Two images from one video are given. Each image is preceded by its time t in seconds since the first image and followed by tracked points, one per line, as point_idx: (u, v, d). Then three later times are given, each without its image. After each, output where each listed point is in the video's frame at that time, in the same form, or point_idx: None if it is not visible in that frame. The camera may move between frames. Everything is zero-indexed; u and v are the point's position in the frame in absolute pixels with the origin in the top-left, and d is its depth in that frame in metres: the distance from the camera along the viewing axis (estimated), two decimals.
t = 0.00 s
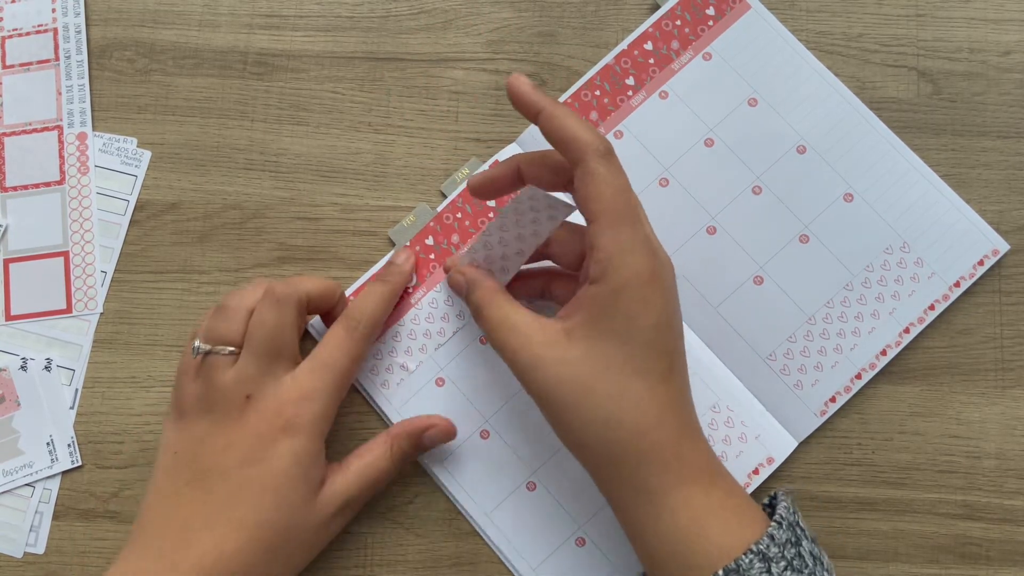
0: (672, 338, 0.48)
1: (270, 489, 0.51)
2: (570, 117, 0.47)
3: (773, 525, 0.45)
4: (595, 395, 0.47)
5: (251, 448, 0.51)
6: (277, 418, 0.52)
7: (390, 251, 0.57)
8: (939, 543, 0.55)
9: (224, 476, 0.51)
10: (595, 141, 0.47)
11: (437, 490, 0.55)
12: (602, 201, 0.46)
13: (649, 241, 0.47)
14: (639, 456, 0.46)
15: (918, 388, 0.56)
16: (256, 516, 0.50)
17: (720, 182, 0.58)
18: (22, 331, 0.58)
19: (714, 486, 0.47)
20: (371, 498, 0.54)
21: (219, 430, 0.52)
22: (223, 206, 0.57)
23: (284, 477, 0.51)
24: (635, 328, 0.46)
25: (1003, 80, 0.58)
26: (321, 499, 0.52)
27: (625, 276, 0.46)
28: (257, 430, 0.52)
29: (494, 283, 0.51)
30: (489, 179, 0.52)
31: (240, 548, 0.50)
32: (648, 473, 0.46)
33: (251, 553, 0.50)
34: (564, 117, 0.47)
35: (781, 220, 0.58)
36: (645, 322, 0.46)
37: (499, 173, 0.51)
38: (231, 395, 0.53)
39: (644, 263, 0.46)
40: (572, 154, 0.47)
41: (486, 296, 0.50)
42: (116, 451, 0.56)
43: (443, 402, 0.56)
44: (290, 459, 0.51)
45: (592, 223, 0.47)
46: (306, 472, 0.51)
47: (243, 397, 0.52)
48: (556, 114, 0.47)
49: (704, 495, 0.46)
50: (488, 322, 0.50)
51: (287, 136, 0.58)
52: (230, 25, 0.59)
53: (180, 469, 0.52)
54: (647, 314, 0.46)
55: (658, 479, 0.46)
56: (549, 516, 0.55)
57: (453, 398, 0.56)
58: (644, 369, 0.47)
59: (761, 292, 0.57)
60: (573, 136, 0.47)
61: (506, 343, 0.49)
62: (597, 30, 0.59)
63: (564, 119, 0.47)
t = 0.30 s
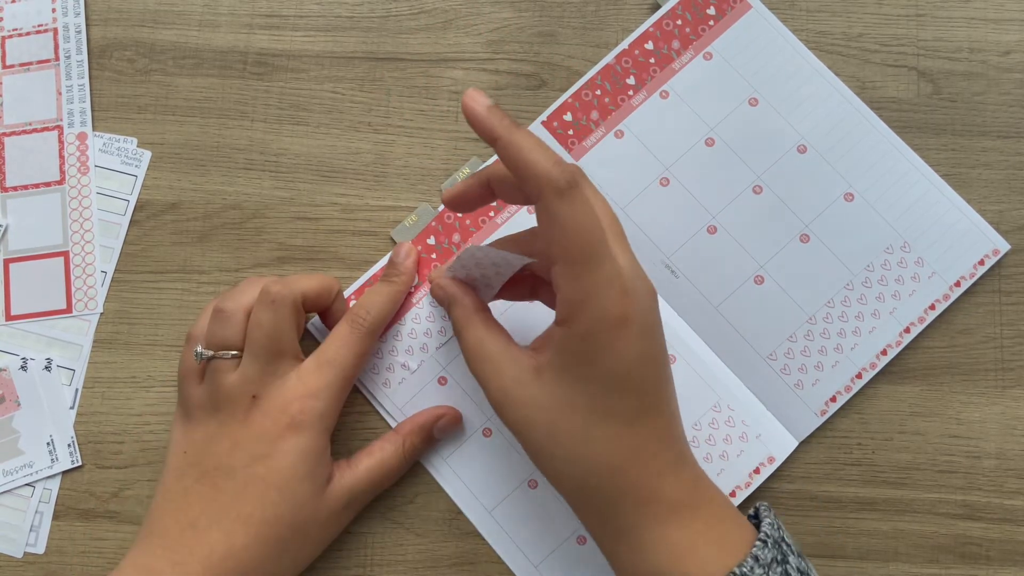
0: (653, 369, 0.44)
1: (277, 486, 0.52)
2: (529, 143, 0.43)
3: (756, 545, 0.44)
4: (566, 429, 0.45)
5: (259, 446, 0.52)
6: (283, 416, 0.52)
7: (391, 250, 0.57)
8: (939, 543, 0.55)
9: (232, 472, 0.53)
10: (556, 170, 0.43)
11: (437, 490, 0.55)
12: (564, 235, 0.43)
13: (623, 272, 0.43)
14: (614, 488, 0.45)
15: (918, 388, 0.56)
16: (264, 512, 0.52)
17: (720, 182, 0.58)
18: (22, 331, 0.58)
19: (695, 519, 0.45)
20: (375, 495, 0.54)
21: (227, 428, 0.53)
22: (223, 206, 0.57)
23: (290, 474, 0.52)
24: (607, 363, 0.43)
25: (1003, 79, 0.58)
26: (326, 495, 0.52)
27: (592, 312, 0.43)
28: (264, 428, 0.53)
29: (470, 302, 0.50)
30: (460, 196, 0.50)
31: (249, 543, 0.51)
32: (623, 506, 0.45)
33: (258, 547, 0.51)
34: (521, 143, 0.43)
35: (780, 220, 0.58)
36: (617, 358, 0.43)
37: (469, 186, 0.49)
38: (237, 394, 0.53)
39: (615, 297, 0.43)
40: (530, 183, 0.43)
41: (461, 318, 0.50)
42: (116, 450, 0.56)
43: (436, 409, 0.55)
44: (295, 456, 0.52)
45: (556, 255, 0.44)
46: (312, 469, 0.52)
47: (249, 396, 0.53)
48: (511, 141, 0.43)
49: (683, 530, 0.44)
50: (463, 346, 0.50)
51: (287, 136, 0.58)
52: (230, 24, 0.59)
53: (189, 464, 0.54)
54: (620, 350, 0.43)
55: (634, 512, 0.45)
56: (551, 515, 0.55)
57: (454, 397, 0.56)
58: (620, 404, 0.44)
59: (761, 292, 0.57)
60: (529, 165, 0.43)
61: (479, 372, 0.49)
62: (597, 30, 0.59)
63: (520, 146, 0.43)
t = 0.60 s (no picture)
0: (652, 395, 0.41)
1: (277, 486, 0.52)
2: (521, 158, 0.39)
3: (755, 563, 0.43)
4: (559, 456, 0.42)
5: (258, 447, 0.53)
6: (282, 417, 0.52)
7: (391, 249, 0.57)
8: (939, 543, 0.55)
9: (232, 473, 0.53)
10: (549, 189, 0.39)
11: (437, 490, 0.55)
12: (555, 259, 0.39)
13: (619, 297, 0.40)
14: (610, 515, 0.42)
15: (918, 388, 0.56)
16: (264, 512, 0.52)
17: (720, 181, 0.58)
18: (22, 331, 0.58)
19: (694, 546, 0.43)
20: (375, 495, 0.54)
21: (226, 429, 0.53)
22: (223, 206, 0.57)
23: (289, 474, 0.52)
24: (601, 391, 0.40)
25: (1003, 79, 0.58)
26: (326, 495, 0.52)
27: (586, 339, 0.40)
28: (263, 428, 0.53)
29: (457, 316, 0.47)
30: (447, 206, 0.48)
31: (249, 542, 0.51)
32: (619, 533, 0.43)
33: (258, 547, 0.51)
34: (512, 160, 0.39)
35: (781, 220, 0.58)
36: (613, 386, 0.40)
37: (459, 199, 0.48)
38: (236, 394, 0.53)
39: (610, 324, 0.39)
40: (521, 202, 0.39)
41: (448, 334, 0.47)
42: (116, 451, 0.56)
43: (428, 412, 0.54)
44: (295, 456, 0.52)
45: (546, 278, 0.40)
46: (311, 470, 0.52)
47: (248, 397, 0.53)
48: (501, 157, 0.39)
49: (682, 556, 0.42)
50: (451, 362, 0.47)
51: (287, 135, 0.58)
52: (229, 24, 0.59)
53: (189, 465, 0.54)
54: (615, 378, 0.40)
55: (631, 540, 0.43)
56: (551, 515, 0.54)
57: (454, 396, 0.56)
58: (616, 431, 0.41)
59: (761, 292, 0.57)
60: (520, 183, 0.39)
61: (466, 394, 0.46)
62: (597, 30, 0.59)
63: (510, 163, 0.39)
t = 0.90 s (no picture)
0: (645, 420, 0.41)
1: (276, 485, 0.52)
2: (514, 181, 0.36)
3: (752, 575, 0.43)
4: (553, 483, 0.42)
5: (256, 446, 0.52)
6: (281, 416, 0.52)
7: (392, 249, 0.57)
8: (939, 543, 0.55)
9: (230, 471, 0.53)
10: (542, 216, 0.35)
11: (437, 490, 0.55)
12: (546, 291, 0.36)
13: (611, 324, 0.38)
14: (605, 539, 0.42)
15: (918, 388, 0.56)
16: (264, 511, 0.52)
17: (720, 181, 0.58)
18: (22, 331, 0.57)
19: (690, 565, 0.43)
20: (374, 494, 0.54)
21: (225, 428, 0.53)
22: (223, 206, 0.57)
23: (287, 473, 0.52)
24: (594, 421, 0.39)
25: (1003, 79, 0.58)
26: (324, 494, 0.52)
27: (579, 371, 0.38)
28: (262, 427, 0.53)
29: (442, 333, 0.45)
30: (430, 222, 0.44)
31: (248, 542, 0.51)
32: (614, 555, 0.42)
33: (258, 546, 0.51)
34: (503, 184, 0.36)
35: (780, 220, 0.58)
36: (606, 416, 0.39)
37: (444, 217, 0.44)
38: (234, 394, 0.53)
39: (604, 355, 0.38)
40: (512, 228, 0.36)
41: (432, 352, 0.45)
42: (115, 451, 0.56)
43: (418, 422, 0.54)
44: (293, 455, 0.52)
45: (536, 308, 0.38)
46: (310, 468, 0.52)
47: (246, 397, 0.53)
48: (492, 180, 0.36)
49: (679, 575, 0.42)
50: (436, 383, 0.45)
51: (287, 135, 0.58)
52: (229, 24, 0.59)
53: (188, 464, 0.54)
54: (608, 407, 0.39)
55: (627, 561, 0.42)
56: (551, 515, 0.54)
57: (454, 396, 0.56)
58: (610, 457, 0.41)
59: (761, 292, 0.57)
60: (513, 209, 0.36)
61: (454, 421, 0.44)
62: (597, 30, 0.59)
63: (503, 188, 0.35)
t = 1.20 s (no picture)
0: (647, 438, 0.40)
1: (276, 485, 0.52)
2: (523, 193, 0.31)
3: None
4: (553, 499, 0.42)
5: (256, 446, 0.52)
6: (280, 416, 0.52)
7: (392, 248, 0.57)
8: (939, 543, 0.54)
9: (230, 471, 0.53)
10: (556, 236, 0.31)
11: (437, 490, 0.55)
12: (552, 317, 0.34)
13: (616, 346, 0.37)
14: (606, 553, 0.42)
15: (918, 388, 0.56)
16: (264, 511, 0.52)
17: (720, 181, 0.58)
18: (22, 331, 0.57)
19: None
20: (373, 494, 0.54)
21: (224, 428, 0.53)
22: (223, 206, 0.57)
23: (286, 473, 0.52)
24: (596, 441, 0.39)
25: (1004, 79, 0.58)
26: (324, 494, 0.52)
27: (580, 395, 0.37)
28: (260, 427, 0.53)
29: (438, 347, 0.44)
30: (429, 233, 0.43)
31: (248, 542, 0.51)
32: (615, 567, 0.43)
33: (257, 546, 0.51)
34: (512, 199, 0.31)
35: (781, 220, 0.57)
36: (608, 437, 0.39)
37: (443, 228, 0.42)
38: (233, 393, 0.53)
39: (609, 378, 0.37)
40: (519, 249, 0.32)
41: (428, 366, 0.44)
42: (115, 451, 0.56)
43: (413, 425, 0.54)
44: (292, 455, 0.52)
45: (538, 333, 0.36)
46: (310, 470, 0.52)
47: (245, 396, 0.53)
48: (501, 196, 0.31)
49: None
50: (433, 399, 0.45)
51: (287, 135, 0.58)
52: (229, 24, 0.59)
53: (187, 464, 0.53)
54: (611, 428, 0.39)
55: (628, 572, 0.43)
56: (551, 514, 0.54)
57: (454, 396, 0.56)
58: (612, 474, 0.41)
59: (761, 292, 0.57)
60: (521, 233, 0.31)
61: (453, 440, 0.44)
62: (597, 29, 0.59)
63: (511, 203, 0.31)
